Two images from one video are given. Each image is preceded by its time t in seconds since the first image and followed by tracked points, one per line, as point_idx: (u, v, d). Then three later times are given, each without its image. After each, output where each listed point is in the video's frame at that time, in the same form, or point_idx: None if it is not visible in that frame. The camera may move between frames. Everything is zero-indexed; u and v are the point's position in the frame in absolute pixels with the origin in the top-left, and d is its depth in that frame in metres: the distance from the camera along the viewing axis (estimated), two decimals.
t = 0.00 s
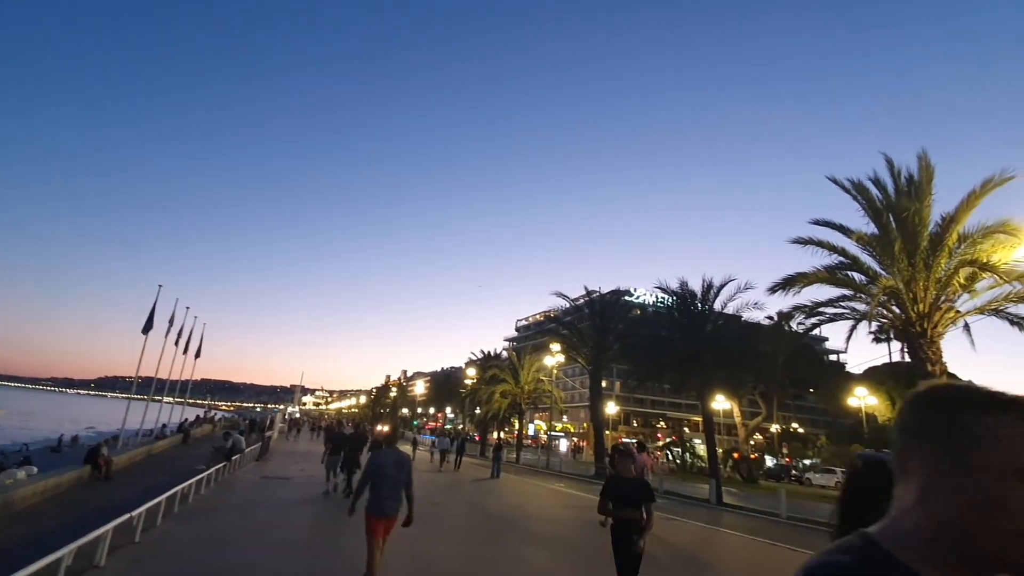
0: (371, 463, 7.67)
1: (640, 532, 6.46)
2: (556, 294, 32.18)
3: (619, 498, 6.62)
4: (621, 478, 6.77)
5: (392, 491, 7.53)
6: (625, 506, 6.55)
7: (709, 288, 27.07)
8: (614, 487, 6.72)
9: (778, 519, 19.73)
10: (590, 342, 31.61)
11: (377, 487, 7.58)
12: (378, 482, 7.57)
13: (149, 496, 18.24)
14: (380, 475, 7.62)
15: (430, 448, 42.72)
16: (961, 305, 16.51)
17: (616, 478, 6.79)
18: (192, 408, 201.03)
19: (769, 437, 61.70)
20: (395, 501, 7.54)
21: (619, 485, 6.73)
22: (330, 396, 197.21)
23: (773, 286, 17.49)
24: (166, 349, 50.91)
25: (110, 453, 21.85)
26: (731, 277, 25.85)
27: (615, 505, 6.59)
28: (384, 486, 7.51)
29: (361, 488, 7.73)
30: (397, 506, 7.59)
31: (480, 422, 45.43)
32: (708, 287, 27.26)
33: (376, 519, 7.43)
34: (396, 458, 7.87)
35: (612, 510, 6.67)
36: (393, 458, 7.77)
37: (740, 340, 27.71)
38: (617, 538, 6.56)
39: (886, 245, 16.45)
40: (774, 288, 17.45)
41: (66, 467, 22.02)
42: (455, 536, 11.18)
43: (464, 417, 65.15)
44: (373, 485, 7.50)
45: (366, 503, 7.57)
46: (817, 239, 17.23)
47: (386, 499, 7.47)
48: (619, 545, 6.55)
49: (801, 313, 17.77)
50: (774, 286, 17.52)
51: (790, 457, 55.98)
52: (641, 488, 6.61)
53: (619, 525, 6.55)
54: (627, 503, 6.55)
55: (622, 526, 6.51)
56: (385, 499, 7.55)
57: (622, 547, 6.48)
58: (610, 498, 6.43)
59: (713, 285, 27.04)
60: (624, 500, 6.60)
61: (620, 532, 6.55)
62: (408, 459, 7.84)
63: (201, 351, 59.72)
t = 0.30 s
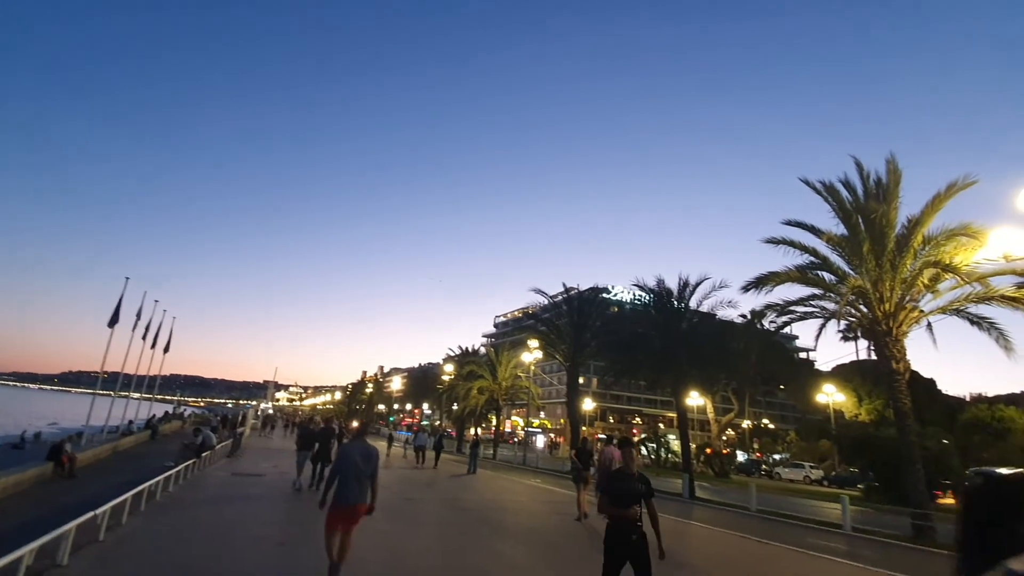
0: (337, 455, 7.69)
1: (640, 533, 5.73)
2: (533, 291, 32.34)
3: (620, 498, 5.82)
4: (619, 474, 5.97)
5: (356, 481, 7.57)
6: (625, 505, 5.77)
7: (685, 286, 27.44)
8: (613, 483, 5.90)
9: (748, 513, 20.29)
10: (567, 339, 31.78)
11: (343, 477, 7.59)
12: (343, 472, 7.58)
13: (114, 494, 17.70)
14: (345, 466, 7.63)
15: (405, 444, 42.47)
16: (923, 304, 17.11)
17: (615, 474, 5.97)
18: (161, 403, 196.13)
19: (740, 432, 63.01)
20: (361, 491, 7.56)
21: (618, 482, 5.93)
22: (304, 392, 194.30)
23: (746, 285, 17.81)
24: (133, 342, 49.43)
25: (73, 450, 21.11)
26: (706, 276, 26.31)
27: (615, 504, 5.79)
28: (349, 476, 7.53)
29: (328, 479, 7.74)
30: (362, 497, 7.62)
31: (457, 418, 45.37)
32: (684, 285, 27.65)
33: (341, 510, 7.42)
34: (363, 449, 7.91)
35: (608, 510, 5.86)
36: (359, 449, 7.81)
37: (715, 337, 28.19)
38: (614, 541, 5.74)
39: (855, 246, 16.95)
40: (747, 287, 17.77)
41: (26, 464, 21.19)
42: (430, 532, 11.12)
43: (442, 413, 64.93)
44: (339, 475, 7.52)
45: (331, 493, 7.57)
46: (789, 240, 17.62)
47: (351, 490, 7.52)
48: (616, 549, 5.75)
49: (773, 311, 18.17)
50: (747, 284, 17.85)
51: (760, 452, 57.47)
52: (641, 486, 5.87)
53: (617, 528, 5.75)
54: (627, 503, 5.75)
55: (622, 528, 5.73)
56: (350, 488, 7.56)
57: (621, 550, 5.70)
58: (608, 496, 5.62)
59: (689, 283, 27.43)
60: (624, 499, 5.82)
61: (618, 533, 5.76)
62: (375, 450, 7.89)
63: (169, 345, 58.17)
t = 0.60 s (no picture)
0: (302, 441, 7.73)
1: (650, 533, 5.24)
2: (511, 279, 32.39)
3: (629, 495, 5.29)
4: (628, 468, 5.46)
5: (324, 464, 7.69)
6: (635, 504, 5.26)
7: (660, 275, 27.82)
8: (623, 478, 5.37)
9: (717, 497, 20.82)
10: (544, 327, 31.95)
11: (310, 462, 7.68)
12: (309, 458, 7.65)
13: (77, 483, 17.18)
14: (312, 453, 7.70)
15: (381, 432, 42.32)
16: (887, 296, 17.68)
17: (624, 467, 5.43)
18: (127, 391, 190.83)
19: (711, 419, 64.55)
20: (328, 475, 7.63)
21: (628, 476, 5.38)
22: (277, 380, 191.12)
23: (720, 275, 18.15)
24: (97, 328, 47.72)
25: (34, 439, 20.39)
26: (681, 266, 26.72)
27: (624, 501, 5.26)
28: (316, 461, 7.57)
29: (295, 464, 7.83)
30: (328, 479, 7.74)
31: (433, 406, 45.32)
32: (660, 275, 28.03)
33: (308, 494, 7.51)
34: (329, 435, 7.88)
35: (616, 507, 5.34)
36: (325, 433, 7.79)
37: (688, 327, 28.71)
38: (622, 541, 5.23)
39: (825, 238, 17.39)
40: (721, 277, 18.12)
41: None
42: (405, 519, 11.10)
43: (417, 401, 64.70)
44: (304, 460, 7.59)
45: (297, 478, 7.63)
46: (762, 231, 17.98)
47: (318, 474, 7.61)
48: (624, 552, 5.23)
49: (745, 301, 18.56)
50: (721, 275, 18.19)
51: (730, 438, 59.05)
52: (652, 483, 5.38)
53: (624, 526, 5.26)
54: (637, 500, 5.23)
55: (630, 527, 5.23)
56: (317, 471, 7.68)
57: (629, 551, 5.20)
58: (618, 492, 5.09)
59: (664, 273, 27.81)
60: (633, 496, 5.30)
61: (626, 532, 5.28)
62: (342, 435, 7.87)
63: (135, 331, 56.35)
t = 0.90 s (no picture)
0: (268, 425, 8.20)
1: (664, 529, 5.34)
2: (489, 268, 32.41)
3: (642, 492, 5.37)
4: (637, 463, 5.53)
5: (289, 448, 8.08)
6: (646, 499, 5.34)
7: (637, 265, 28.15)
8: (633, 474, 5.44)
9: (688, 481, 21.38)
10: (521, 315, 32.07)
11: (276, 445, 8.14)
12: (273, 441, 8.11)
13: (39, 474, 16.67)
14: (277, 436, 8.17)
15: (356, 420, 42.02)
16: (854, 286, 18.21)
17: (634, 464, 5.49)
18: (92, 379, 185.16)
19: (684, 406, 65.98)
20: (293, 457, 8.07)
21: (640, 473, 5.45)
22: (250, 368, 187.98)
23: (694, 265, 18.46)
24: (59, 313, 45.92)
25: None
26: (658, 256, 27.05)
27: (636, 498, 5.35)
28: (281, 444, 8.02)
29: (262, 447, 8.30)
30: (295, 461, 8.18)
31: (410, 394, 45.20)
32: (637, 265, 28.35)
33: (274, 474, 8.00)
34: (295, 420, 8.35)
35: (629, 504, 5.42)
36: (290, 418, 8.26)
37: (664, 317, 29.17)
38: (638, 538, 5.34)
39: (796, 229, 17.77)
40: (695, 267, 18.43)
41: None
42: (381, 505, 11.08)
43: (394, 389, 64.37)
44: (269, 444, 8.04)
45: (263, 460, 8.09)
46: (736, 222, 18.28)
47: (284, 456, 8.05)
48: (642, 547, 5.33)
49: (719, 291, 18.90)
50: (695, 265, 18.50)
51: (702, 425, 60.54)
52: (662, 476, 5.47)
53: (638, 522, 5.35)
54: (650, 496, 5.33)
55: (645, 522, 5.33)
56: (284, 455, 8.08)
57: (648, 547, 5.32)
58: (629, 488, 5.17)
59: (641, 263, 28.13)
60: (644, 490, 5.39)
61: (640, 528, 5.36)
62: (306, 419, 8.33)
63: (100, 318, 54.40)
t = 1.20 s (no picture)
0: (237, 415, 8.13)
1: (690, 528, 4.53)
2: (468, 258, 32.36)
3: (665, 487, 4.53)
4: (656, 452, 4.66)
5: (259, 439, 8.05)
6: (670, 495, 4.49)
7: (615, 256, 28.36)
8: (653, 466, 4.60)
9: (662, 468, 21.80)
10: (500, 305, 32.14)
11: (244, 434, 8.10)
12: (242, 431, 8.05)
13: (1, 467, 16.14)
14: (246, 426, 8.12)
15: (333, 410, 41.65)
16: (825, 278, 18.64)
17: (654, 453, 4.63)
18: (57, 369, 179.70)
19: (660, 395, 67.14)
20: (260, 448, 7.97)
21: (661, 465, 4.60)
22: (222, 359, 184.37)
23: (672, 257, 18.67)
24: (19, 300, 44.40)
25: None
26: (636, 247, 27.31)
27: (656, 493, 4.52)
28: (248, 435, 7.95)
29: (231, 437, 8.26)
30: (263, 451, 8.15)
31: (388, 384, 45.01)
32: (615, 256, 28.57)
33: (241, 463, 7.96)
34: (263, 411, 8.30)
35: (648, 501, 4.60)
36: (258, 408, 8.19)
37: (641, 308, 29.48)
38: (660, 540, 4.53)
39: (770, 222, 18.15)
40: (672, 258, 18.65)
41: None
42: (356, 496, 11.01)
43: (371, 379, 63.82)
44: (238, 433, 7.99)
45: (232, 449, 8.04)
46: (712, 214, 18.55)
47: (252, 446, 8.02)
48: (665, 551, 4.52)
49: (695, 282, 19.20)
50: (673, 256, 18.72)
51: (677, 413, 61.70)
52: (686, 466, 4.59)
53: (659, 521, 4.55)
54: (674, 491, 4.48)
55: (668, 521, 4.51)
56: (252, 445, 8.02)
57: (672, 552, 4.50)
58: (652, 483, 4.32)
59: (619, 254, 28.35)
60: (667, 485, 4.56)
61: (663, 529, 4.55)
62: (275, 410, 8.29)
63: (63, 308, 52.62)
